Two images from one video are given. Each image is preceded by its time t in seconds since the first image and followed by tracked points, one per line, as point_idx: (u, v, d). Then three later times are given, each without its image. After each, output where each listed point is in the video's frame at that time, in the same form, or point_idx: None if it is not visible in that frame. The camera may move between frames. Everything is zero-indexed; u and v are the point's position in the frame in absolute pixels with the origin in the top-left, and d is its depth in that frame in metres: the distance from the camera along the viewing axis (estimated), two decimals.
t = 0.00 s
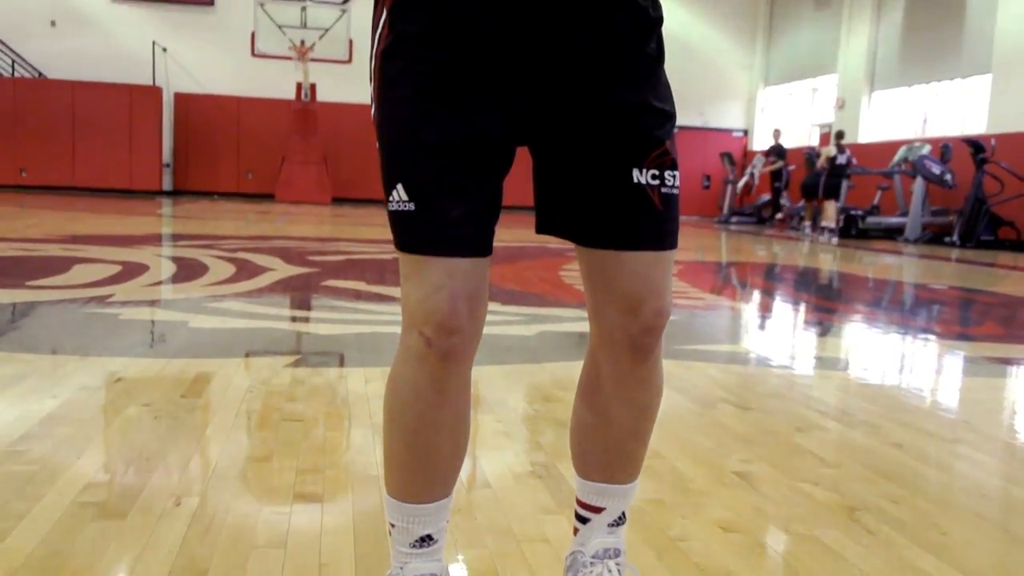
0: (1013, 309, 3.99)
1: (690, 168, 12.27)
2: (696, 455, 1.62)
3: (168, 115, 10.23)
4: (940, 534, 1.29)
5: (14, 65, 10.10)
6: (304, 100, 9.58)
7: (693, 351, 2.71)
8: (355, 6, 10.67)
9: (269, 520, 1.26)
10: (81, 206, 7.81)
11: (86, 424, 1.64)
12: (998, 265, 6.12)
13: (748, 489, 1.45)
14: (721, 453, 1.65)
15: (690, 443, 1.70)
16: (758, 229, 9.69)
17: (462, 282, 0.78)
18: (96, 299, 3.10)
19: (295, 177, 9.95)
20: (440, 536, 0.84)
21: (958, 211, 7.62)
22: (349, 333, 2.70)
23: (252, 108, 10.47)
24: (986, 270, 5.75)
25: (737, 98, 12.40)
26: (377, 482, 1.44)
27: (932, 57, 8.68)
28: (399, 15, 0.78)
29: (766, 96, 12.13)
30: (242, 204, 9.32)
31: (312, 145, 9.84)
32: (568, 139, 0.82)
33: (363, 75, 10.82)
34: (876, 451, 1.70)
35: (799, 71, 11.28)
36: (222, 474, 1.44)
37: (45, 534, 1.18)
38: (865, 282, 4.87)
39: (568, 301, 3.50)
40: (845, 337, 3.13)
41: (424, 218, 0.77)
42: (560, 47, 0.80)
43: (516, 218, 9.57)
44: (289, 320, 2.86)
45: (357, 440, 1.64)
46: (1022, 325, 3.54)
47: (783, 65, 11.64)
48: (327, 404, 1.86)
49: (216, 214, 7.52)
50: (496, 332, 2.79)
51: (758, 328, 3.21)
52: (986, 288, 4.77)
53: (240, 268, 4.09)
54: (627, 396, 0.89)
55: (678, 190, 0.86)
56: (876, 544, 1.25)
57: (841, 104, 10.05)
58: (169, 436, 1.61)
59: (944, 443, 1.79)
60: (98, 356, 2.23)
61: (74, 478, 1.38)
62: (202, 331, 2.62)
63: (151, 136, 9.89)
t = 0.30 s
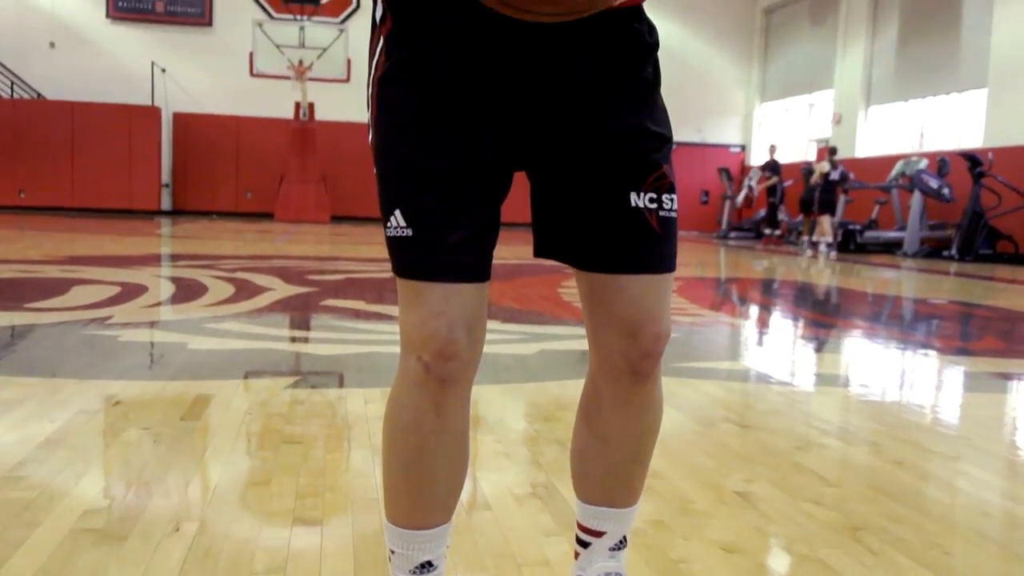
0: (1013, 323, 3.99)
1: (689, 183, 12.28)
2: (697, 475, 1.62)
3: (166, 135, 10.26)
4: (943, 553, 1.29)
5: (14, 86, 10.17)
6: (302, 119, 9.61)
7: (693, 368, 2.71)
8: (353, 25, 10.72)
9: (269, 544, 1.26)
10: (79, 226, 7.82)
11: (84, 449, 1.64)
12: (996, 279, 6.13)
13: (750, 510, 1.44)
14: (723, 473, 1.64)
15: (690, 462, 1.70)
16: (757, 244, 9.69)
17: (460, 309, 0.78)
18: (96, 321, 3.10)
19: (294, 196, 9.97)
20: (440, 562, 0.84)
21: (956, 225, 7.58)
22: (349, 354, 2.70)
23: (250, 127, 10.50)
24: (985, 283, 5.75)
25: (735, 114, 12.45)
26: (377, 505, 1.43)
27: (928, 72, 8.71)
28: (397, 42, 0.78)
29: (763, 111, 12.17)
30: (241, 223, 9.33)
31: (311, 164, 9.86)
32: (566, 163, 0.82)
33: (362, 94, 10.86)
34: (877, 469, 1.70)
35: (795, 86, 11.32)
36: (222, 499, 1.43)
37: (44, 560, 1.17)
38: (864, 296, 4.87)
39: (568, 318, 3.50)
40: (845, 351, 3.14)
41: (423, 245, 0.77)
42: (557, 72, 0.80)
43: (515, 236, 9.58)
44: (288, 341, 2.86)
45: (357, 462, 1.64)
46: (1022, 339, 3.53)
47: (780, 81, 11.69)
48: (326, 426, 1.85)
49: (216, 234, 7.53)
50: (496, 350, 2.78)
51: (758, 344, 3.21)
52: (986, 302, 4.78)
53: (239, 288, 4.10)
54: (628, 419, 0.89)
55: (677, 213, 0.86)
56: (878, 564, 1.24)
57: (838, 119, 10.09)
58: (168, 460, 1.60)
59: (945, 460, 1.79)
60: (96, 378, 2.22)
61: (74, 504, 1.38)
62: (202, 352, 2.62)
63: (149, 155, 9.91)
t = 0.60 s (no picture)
0: (1014, 344, 3.98)
1: (690, 203, 12.28)
2: (697, 500, 1.61)
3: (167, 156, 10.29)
4: None
5: (15, 107, 10.23)
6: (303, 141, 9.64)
7: (694, 391, 2.69)
8: (354, 47, 10.78)
9: (267, 570, 1.25)
10: (79, 247, 7.83)
11: (82, 475, 1.62)
12: (996, 300, 6.13)
13: (751, 536, 1.43)
14: (723, 498, 1.63)
15: (690, 487, 1.69)
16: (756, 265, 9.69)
17: (460, 337, 0.78)
18: (95, 343, 3.09)
19: (295, 217, 9.97)
20: None
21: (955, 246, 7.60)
22: (348, 376, 2.69)
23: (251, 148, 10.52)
24: (984, 304, 5.75)
25: (734, 135, 12.51)
26: (375, 531, 1.42)
27: (926, 93, 8.75)
28: (397, 70, 0.79)
29: (763, 132, 12.22)
30: (241, 243, 9.33)
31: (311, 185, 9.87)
32: (564, 192, 0.82)
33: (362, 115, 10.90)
34: (878, 494, 1.69)
35: (794, 108, 11.37)
36: (219, 525, 1.42)
37: None
38: (864, 317, 4.86)
39: (568, 340, 3.50)
40: (845, 373, 3.13)
41: (422, 274, 0.77)
42: (558, 102, 0.80)
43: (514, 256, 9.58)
44: (288, 363, 2.85)
45: (356, 487, 1.63)
46: None
47: (780, 102, 11.75)
48: (326, 451, 1.85)
49: (216, 255, 7.53)
50: (496, 373, 2.78)
51: (759, 366, 3.20)
52: (986, 323, 4.78)
53: (239, 310, 4.10)
54: (627, 447, 0.88)
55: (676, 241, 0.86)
56: None
57: (837, 140, 10.14)
58: (165, 486, 1.58)
59: (947, 485, 1.78)
60: (95, 402, 2.21)
61: (71, 531, 1.37)
62: (201, 375, 2.61)
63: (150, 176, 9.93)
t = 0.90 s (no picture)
0: (1014, 368, 3.98)
1: (690, 226, 12.27)
2: (698, 527, 1.61)
3: (168, 179, 10.31)
4: None
5: (17, 131, 10.28)
6: (303, 164, 9.67)
7: (694, 416, 2.68)
8: (355, 71, 10.85)
9: None
10: (80, 270, 7.83)
11: (80, 503, 1.62)
12: (997, 323, 6.12)
13: (751, 565, 1.43)
14: (724, 525, 1.63)
15: (691, 515, 1.68)
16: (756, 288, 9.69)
17: (459, 370, 0.78)
18: (94, 367, 3.09)
19: (295, 240, 9.98)
20: None
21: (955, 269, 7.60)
22: (347, 401, 2.69)
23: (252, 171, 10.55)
24: (984, 328, 5.74)
25: (733, 158, 12.56)
26: (374, 559, 1.41)
27: (925, 117, 8.79)
28: (398, 104, 0.80)
29: (762, 155, 12.26)
30: (241, 266, 9.35)
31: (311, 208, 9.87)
32: (563, 223, 0.83)
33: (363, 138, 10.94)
34: (879, 522, 1.69)
35: (793, 131, 11.42)
36: (218, 553, 1.41)
37: None
38: (864, 340, 4.85)
39: (568, 364, 3.49)
40: (845, 397, 3.12)
41: (422, 306, 0.77)
42: (557, 135, 0.80)
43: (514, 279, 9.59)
44: (287, 388, 2.84)
45: (354, 515, 1.62)
46: None
47: (778, 125, 11.80)
48: (324, 478, 1.84)
49: (216, 278, 7.54)
50: (495, 398, 2.77)
51: (760, 390, 3.18)
52: (986, 347, 4.77)
53: (239, 334, 4.09)
54: (627, 481, 0.88)
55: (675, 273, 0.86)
56: None
57: (835, 163, 10.19)
58: (163, 514, 1.58)
59: (948, 513, 1.78)
60: (93, 427, 2.21)
61: (69, 559, 1.36)
62: (199, 400, 2.60)
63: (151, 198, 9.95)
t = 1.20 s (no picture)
0: (1016, 392, 3.96)
1: (691, 248, 12.27)
2: (700, 555, 1.60)
3: (170, 202, 10.33)
4: None
5: (20, 154, 10.34)
6: (304, 187, 9.69)
7: (695, 441, 2.67)
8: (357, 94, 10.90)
9: None
10: (81, 293, 7.84)
11: (80, 531, 1.61)
12: (998, 346, 6.11)
13: None
14: (726, 553, 1.62)
15: (692, 542, 1.68)
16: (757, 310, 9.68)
17: (460, 402, 0.78)
18: (95, 392, 3.08)
19: (296, 262, 9.97)
20: None
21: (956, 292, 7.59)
22: (348, 425, 2.68)
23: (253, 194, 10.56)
24: (985, 351, 5.73)
25: (733, 180, 12.59)
26: None
27: (924, 141, 8.82)
28: (399, 135, 0.81)
29: (762, 178, 12.29)
30: (242, 288, 9.35)
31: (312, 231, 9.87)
32: (564, 254, 0.83)
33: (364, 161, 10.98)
34: (882, 550, 1.68)
35: (793, 154, 11.45)
36: None
37: None
38: (865, 364, 4.84)
39: (569, 387, 3.49)
40: (847, 420, 3.11)
41: (423, 337, 0.77)
42: (558, 167, 0.81)
43: (515, 301, 9.59)
44: (288, 412, 2.84)
45: (355, 543, 1.61)
46: None
47: (778, 148, 11.83)
48: (324, 505, 1.83)
49: (217, 301, 7.54)
50: (495, 423, 2.76)
51: (761, 413, 3.17)
52: (988, 370, 4.75)
53: (240, 357, 4.09)
54: (629, 511, 0.88)
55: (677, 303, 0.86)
56: None
57: (835, 186, 10.21)
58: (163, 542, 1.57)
59: (952, 540, 1.77)
60: (93, 453, 2.20)
61: None
62: (200, 425, 2.60)
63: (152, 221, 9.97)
